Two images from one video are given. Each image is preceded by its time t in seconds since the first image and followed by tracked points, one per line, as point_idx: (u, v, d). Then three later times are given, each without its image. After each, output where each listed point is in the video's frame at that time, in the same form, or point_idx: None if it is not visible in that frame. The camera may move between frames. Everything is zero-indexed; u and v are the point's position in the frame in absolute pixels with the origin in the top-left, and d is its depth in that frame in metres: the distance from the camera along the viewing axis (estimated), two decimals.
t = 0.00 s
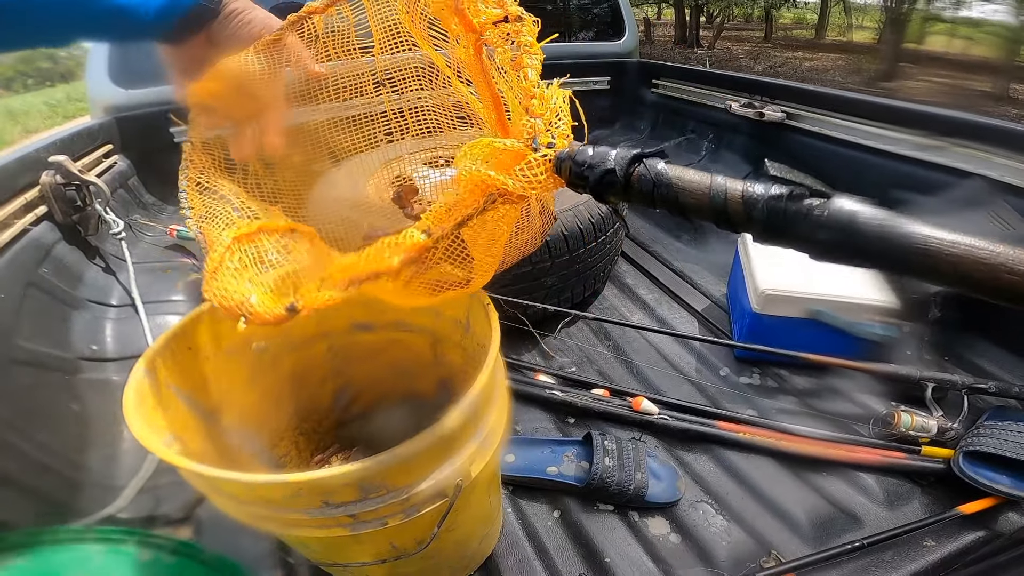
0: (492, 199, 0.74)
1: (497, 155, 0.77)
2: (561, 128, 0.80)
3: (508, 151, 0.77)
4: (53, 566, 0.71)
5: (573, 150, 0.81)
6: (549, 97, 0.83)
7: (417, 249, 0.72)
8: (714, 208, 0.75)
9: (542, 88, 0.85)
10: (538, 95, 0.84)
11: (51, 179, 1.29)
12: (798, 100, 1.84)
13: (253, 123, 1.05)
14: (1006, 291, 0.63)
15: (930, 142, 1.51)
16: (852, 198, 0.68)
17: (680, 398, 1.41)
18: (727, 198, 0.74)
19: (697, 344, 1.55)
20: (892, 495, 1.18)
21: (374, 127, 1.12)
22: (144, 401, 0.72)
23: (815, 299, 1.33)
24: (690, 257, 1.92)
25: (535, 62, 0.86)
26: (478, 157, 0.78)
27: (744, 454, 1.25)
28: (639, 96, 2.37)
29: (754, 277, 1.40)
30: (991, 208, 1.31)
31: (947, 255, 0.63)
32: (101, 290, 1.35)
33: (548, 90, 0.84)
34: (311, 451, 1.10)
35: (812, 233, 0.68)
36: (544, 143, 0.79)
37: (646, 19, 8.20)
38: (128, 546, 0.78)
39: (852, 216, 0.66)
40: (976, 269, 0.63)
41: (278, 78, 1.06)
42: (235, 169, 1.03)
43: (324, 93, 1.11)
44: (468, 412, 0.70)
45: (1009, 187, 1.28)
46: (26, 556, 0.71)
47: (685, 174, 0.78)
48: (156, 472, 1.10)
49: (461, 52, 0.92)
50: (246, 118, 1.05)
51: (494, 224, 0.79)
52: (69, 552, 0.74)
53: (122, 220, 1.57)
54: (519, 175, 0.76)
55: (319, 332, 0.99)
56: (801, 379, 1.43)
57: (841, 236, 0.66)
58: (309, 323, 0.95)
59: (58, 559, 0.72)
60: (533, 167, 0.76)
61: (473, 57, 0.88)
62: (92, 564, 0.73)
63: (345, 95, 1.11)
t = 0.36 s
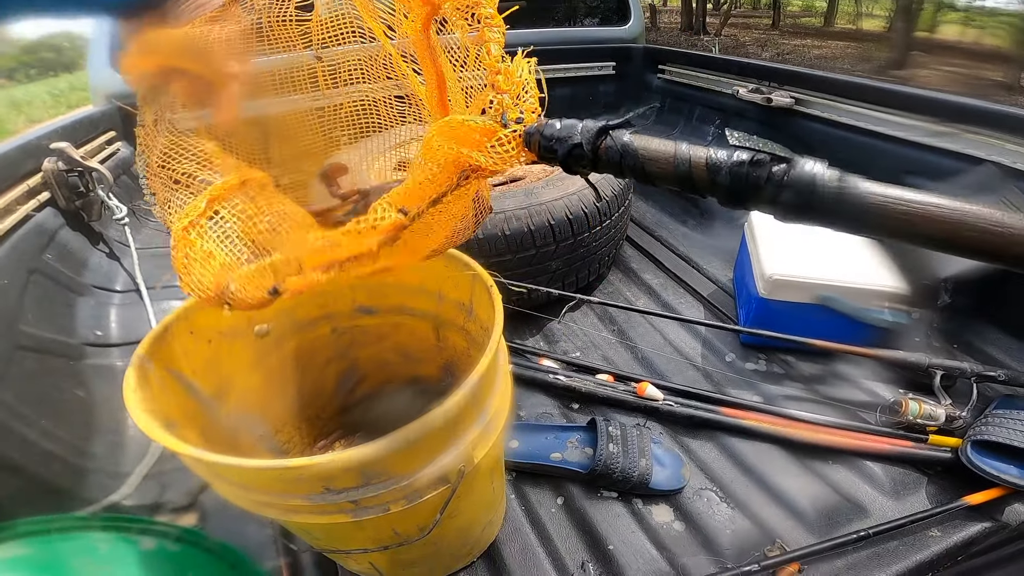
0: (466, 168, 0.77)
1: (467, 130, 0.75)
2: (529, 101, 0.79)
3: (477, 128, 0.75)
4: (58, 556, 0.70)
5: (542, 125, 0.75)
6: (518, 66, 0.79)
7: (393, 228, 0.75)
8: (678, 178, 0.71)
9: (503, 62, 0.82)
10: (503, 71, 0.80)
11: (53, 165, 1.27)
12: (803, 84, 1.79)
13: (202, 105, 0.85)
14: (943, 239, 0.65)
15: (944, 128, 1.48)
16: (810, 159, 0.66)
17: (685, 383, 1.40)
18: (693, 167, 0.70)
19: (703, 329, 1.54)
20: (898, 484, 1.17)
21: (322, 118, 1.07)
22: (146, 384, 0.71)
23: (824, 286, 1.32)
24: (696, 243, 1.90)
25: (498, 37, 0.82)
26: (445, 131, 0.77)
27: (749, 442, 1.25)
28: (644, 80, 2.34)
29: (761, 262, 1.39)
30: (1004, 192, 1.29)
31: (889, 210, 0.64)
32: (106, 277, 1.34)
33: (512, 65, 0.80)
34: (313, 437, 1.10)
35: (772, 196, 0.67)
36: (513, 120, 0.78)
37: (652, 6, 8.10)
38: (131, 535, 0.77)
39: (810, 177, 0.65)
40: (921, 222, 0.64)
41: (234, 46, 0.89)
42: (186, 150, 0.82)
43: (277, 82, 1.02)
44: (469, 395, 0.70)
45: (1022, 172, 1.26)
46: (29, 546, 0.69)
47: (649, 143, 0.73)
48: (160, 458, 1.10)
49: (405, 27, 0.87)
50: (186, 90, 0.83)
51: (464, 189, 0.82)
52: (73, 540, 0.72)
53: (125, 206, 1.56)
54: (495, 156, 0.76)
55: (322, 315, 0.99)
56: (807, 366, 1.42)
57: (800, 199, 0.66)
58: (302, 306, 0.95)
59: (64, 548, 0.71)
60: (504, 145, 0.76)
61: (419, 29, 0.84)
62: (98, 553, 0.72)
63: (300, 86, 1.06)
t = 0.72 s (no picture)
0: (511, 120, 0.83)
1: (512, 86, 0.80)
2: (553, 62, 0.80)
3: (509, 99, 0.81)
4: (76, 552, 0.68)
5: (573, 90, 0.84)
6: (535, 27, 0.77)
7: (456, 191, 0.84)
8: (700, 134, 0.83)
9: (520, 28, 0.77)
10: (524, 39, 0.77)
11: (73, 165, 1.30)
12: (816, 86, 1.80)
13: (184, 107, 0.76)
14: (958, 192, 0.71)
15: (960, 131, 1.47)
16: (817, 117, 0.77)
17: (694, 386, 1.40)
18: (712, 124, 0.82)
19: (712, 331, 1.54)
20: (907, 487, 1.17)
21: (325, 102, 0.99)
22: (164, 383, 0.72)
23: (836, 290, 1.31)
24: (707, 246, 1.90)
25: (509, 7, 0.74)
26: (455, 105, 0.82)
27: (757, 445, 1.25)
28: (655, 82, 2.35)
29: (771, 265, 1.38)
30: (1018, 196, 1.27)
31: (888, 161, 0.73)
32: (124, 274, 1.37)
33: (532, 30, 0.77)
34: (325, 435, 1.11)
35: (786, 150, 0.77)
36: (547, 84, 0.81)
37: (664, 6, 8.08)
38: (147, 530, 0.76)
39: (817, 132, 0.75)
40: (930, 177, 0.71)
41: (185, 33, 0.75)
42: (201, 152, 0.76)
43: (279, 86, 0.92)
44: (480, 395, 0.70)
45: None
46: (46, 540, 0.68)
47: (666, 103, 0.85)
48: (176, 455, 1.12)
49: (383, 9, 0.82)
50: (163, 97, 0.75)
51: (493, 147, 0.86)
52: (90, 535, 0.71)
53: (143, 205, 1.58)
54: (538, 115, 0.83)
55: (335, 314, 1.00)
56: (818, 370, 1.42)
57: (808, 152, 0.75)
58: (313, 303, 0.96)
59: (80, 544, 0.69)
60: (543, 110, 0.83)
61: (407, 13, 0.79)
62: (115, 549, 0.71)
63: (308, 84, 0.99)
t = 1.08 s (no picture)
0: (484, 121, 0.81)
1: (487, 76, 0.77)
2: (523, 66, 0.78)
3: (481, 104, 0.80)
4: (79, 557, 0.69)
5: (539, 92, 0.78)
6: (500, 34, 0.75)
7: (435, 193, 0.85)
8: (652, 134, 0.75)
9: (486, 35, 0.75)
10: (491, 46, 0.75)
11: (90, 172, 1.34)
12: (829, 97, 1.78)
13: (206, 116, 0.81)
14: (891, 183, 0.65)
15: (976, 143, 1.45)
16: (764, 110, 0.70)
17: (702, 400, 1.39)
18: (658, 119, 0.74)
19: (721, 345, 1.53)
20: (917, 501, 1.15)
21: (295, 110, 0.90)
22: (173, 394, 0.73)
23: (848, 304, 1.30)
24: (716, 258, 1.89)
25: (476, 17, 0.72)
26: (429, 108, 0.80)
27: (765, 459, 1.23)
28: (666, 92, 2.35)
29: (781, 279, 1.37)
30: None
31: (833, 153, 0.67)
32: (136, 280, 1.39)
33: (497, 37, 0.75)
34: (332, 444, 1.12)
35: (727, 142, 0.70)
36: (514, 87, 0.78)
37: (675, 16, 8.09)
38: (150, 534, 0.76)
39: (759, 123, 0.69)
40: (864, 167, 0.65)
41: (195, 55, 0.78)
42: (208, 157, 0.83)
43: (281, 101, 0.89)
44: (485, 410, 0.70)
45: None
46: (49, 544, 0.68)
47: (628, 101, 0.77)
48: (183, 461, 1.14)
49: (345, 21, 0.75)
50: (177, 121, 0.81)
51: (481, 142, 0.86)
52: (95, 540, 0.71)
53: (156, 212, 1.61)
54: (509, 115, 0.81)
55: (344, 325, 1.01)
56: (830, 385, 1.40)
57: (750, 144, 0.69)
58: (321, 313, 0.97)
59: (82, 548, 0.69)
60: (512, 112, 0.80)
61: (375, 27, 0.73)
62: (119, 555, 0.71)
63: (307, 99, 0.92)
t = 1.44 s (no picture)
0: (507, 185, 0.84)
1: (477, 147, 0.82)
2: (521, 127, 0.82)
3: (493, 176, 0.84)
4: (98, 553, 0.70)
5: (547, 147, 0.80)
6: (500, 110, 0.81)
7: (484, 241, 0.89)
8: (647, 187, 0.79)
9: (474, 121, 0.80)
10: (487, 129, 0.80)
11: (119, 176, 1.36)
12: (846, 108, 1.74)
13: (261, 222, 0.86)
14: (870, 226, 0.74)
15: (999, 154, 1.43)
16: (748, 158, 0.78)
17: (716, 410, 1.39)
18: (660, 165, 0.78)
19: (736, 355, 1.53)
20: (933, 513, 1.13)
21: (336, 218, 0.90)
22: (198, 396, 0.75)
23: (866, 317, 1.29)
24: (732, 269, 1.88)
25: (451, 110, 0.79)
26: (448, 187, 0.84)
27: (778, 469, 1.23)
28: (683, 103, 2.38)
29: (796, 290, 1.37)
30: None
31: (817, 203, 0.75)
32: (160, 283, 1.42)
33: (490, 121, 0.80)
34: (348, 448, 1.13)
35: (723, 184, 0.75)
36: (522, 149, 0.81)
37: (693, 26, 8.09)
38: (168, 534, 0.78)
39: (750, 170, 0.76)
40: (845, 213, 0.74)
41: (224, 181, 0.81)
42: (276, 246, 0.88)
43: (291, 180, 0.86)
44: (501, 415, 0.71)
45: None
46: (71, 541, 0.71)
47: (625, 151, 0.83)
48: (202, 462, 1.16)
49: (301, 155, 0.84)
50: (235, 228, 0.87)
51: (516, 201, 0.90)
52: (114, 537, 0.73)
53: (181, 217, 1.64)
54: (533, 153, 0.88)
55: (364, 330, 1.02)
56: (846, 398, 1.39)
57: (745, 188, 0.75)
58: (341, 319, 0.99)
59: (103, 544, 0.72)
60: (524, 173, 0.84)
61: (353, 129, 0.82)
62: (136, 551, 0.73)
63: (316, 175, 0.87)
